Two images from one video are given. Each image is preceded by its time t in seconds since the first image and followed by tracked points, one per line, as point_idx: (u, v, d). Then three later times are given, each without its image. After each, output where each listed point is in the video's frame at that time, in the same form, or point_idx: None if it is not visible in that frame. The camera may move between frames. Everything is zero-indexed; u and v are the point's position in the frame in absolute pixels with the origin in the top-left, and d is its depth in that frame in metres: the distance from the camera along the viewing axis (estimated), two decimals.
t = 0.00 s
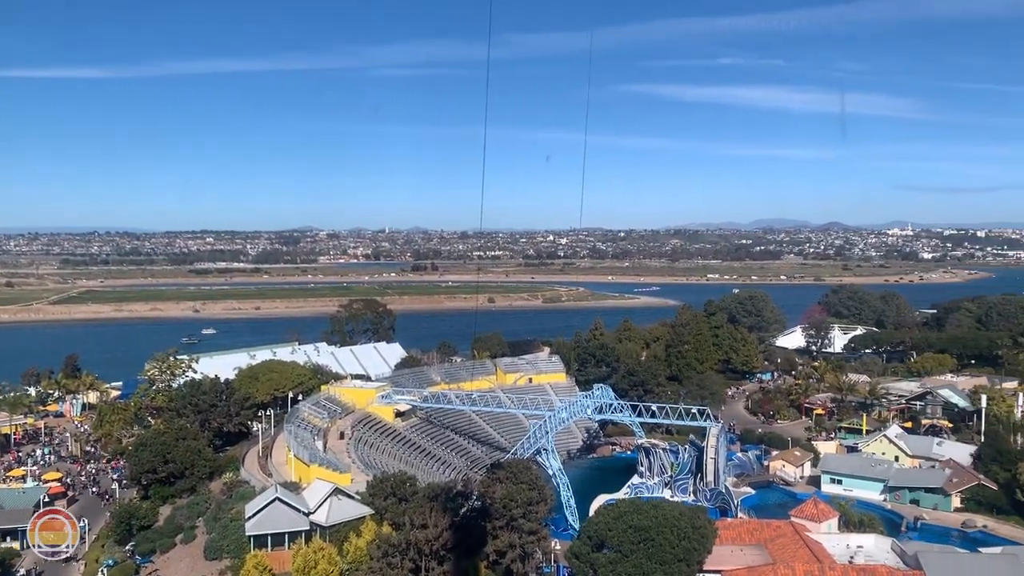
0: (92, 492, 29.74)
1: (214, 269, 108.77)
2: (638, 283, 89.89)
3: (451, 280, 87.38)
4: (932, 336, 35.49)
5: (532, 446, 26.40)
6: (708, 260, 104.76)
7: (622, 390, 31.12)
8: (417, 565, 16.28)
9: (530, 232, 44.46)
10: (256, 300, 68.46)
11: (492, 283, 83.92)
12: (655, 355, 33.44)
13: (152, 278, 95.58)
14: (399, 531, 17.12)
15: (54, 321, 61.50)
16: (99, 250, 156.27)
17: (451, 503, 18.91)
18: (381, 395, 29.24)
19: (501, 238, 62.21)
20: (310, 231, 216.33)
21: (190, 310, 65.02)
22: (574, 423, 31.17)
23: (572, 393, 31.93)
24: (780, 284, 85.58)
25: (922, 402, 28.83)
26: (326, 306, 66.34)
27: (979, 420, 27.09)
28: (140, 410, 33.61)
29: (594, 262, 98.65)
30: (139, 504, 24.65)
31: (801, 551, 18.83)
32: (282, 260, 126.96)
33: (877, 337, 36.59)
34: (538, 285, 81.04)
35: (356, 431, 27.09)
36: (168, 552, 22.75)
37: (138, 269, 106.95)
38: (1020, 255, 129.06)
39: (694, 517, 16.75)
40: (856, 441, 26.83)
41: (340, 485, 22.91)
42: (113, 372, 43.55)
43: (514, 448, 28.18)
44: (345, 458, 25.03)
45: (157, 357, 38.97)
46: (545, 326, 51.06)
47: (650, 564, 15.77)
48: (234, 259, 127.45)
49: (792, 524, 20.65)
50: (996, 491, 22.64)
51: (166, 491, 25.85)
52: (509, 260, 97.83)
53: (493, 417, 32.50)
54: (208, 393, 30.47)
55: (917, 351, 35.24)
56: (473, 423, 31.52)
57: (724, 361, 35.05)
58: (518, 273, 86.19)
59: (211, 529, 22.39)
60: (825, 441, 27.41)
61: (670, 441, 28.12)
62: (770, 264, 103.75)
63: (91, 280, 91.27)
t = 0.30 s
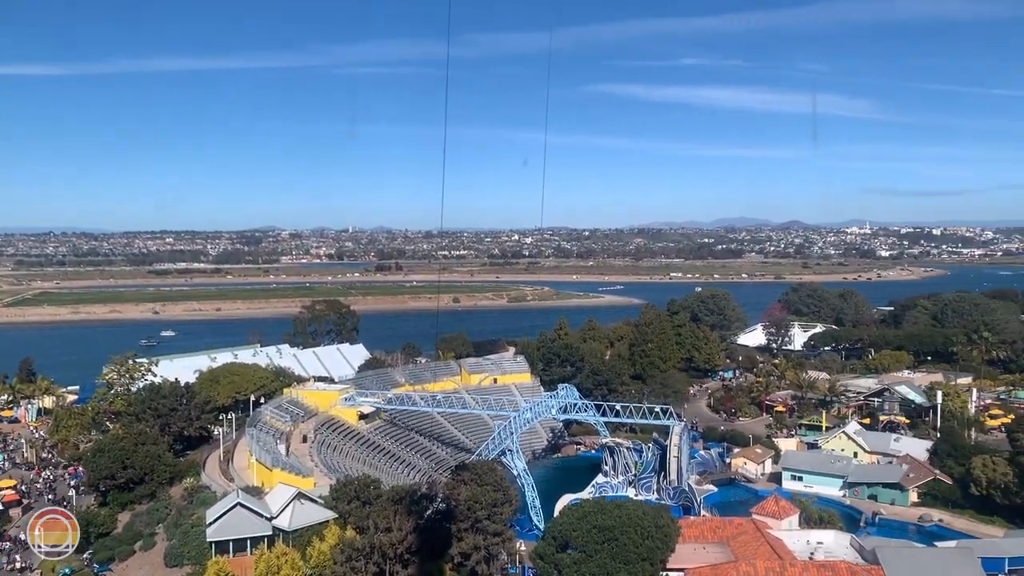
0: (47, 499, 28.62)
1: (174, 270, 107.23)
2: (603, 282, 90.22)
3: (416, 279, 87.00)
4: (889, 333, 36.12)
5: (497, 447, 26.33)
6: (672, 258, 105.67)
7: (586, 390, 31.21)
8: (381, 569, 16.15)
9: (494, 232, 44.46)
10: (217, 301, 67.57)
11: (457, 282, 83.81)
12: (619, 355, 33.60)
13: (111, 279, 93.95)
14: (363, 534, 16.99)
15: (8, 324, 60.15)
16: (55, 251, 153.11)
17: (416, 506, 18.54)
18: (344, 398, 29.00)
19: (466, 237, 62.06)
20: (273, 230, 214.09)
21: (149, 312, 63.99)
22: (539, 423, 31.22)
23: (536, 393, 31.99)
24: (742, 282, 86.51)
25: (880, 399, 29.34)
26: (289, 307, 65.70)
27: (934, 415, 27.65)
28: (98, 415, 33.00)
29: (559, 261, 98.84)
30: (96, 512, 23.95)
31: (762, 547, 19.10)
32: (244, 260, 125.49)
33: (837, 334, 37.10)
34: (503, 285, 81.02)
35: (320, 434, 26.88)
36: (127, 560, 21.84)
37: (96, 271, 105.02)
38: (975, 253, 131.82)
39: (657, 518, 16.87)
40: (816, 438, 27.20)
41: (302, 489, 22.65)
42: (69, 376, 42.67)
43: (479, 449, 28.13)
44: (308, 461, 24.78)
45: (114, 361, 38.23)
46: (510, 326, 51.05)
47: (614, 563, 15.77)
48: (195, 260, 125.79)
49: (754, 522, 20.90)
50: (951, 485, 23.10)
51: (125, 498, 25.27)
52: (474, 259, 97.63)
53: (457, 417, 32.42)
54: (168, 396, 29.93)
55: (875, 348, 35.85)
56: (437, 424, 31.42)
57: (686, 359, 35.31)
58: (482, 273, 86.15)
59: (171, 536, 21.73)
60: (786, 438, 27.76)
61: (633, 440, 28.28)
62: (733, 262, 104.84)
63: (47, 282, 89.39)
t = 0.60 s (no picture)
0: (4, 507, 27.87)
1: (135, 271, 105.47)
2: (568, 281, 90.46)
3: (382, 279, 86.55)
4: (850, 330, 36.70)
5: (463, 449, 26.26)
6: (637, 257, 106.34)
7: (552, 389, 31.28)
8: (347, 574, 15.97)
9: (459, 232, 44.40)
10: (179, 303, 66.62)
11: (423, 282, 83.57)
12: (585, 354, 33.71)
13: (69, 281, 92.16)
14: (329, 538, 16.79)
15: None
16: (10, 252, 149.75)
17: (381, 509, 18.25)
18: (309, 400, 28.75)
19: (431, 237, 61.88)
20: (235, 229, 211.54)
21: (109, 315, 62.89)
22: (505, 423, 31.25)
23: (502, 394, 32.00)
24: (706, 280, 87.32)
25: (840, 395, 29.80)
26: (252, 309, 64.99)
27: (893, 411, 28.15)
28: (56, 420, 32.29)
29: (525, 260, 98.96)
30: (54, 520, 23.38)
31: (726, 544, 19.28)
32: (206, 261, 123.95)
33: (799, 331, 37.60)
34: (469, 284, 80.90)
35: (284, 438, 26.59)
36: (87, 569, 21.24)
37: (53, 273, 102.95)
38: (933, 250, 134.34)
39: (622, 517, 16.90)
40: (778, 434, 27.54)
41: (266, 494, 22.38)
42: (26, 381, 41.76)
43: (445, 450, 28.03)
44: (272, 465, 24.49)
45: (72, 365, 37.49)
46: (476, 326, 50.96)
47: (580, 563, 15.73)
48: (156, 261, 123.92)
49: (718, 519, 21.08)
50: (909, 480, 23.52)
51: (84, 505, 24.74)
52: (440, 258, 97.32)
53: (423, 418, 32.31)
54: (128, 401, 29.43)
55: (836, 344, 36.40)
56: (403, 426, 31.30)
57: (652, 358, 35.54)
58: (449, 273, 85.99)
59: (132, 543, 21.17)
60: (749, 436, 28.08)
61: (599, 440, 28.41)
62: (697, 260, 105.77)
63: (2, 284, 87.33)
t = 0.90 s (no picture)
0: None
1: (95, 273, 103.62)
2: (535, 281, 90.63)
3: (348, 279, 86.05)
4: (812, 329, 37.21)
5: (430, 451, 26.18)
6: (603, 256, 106.94)
7: (519, 390, 31.31)
8: None
9: (425, 233, 44.27)
10: (141, 305, 65.59)
11: (389, 282, 83.17)
12: (552, 355, 33.78)
13: (26, 283, 90.20)
14: (294, 544, 16.62)
15: None
16: None
17: (347, 513, 18.03)
18: (274, 404, 28.48)
19: (397, 237, 61.66)
20: (198, 230, 208.82)
21: (68, 318, 61.68)
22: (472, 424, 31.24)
23: (469, 395, 31.97)
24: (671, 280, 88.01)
25: (803, 393, 30.21)
26: (216, 311, 64.19)
27: (855, 409, 28.61)
28: (14, 426, 31.47)
29: (492, 260, 98.92)
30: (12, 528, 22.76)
31: (691, 543, 19.44)
32: (168, 262, 122.27)
33: (762, 330, 38.03)
34: (436, 285, 80.67)
35: (248, 442, 26.32)
36: None
37: (10, 275, 100.76)
38: (893, 249, 136.68)
39: (588, 518, 16.91)
40: (742, 432, 27.84)
41: (230, 499, 22.12)
42: None
43: (412, 452, 27.93)
44: (236, 470, 24.21)
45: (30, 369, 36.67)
46: (443, 327, 50.80)
47: (546, 564, 15.72)
48: (116, 263, 121.90)
49: (683, 518, 21.26)
50: (870, 476, 23.88)
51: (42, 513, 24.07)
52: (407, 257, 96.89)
53: (389, 420, 32.17)
54: (88, 407, 28.91)
55: (798, 343, 36.89)
56: (369, 429, 31.15)
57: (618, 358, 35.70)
58: (416, 274, 85.70)
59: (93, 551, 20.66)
60: (714, 434, 28.35)
61: (566, 440, 28.50)
62: (662, 259, 106.58)
63: None
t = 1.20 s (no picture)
0: None
1: (50, 276, 101.53)
2: (499, 282, 90.77)
3: (311, 282, 85.44)
4: (772, 328, 37.71)
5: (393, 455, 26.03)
6: (566, 257, 107.39)
7: (483, 392, 31.30)
8: None
9: (387, 234, 44.07)
10: (97, 309, 64.44)
11: (353, 283, 82.71)
12: (515, 356, 33.80)
13: None
14: (255, 552, 16.38)
15: None
16: None
17: (309, 519, 17.74)
18: (234, 409, 28.13)
19: (360, 239, 61.36)
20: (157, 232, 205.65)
21: (22, 322, 60.34)
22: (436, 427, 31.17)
23: (432, 397, 31.88)
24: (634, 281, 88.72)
25: (763, 393, 30.61)
26: (175, 314, 63.26)
27: (813, 408, 29.06)
28: None
29: (456, 262, 98.82)
30: None
31: (653, 543, 19.56)
32: (126, 264, 120.36)
33: (722, 330, 38.47)
34: (399, 287, 80.38)
35: (208, 448, 25.93)
36: None
37: None
38: (851, 249, 139.18)
39: (552, 520, 16.87)
40: (703, 432, 28.12)
41: (188, 506, 21.76)
42: None
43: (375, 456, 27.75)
44: (195, 478, 23.83)
45: None
46: (406, 329, 50.61)
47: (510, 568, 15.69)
48: (72, 266, 119.52)
49: (646, 518, 21.39)
50: (828, 475, 24.28)
51: None
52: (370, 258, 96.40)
53: (352, 424, 31.95)
54: (43, 414, 28.28)
55: (758, 342, 37.37)
56: (331, 433, 30.90)
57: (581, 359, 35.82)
58: (379, 276, 85.34)
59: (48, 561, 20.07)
60: (676, 434, 28.60)
61: (530, 441, 28.54)
62: (625, 260, 107.41)
63: None
